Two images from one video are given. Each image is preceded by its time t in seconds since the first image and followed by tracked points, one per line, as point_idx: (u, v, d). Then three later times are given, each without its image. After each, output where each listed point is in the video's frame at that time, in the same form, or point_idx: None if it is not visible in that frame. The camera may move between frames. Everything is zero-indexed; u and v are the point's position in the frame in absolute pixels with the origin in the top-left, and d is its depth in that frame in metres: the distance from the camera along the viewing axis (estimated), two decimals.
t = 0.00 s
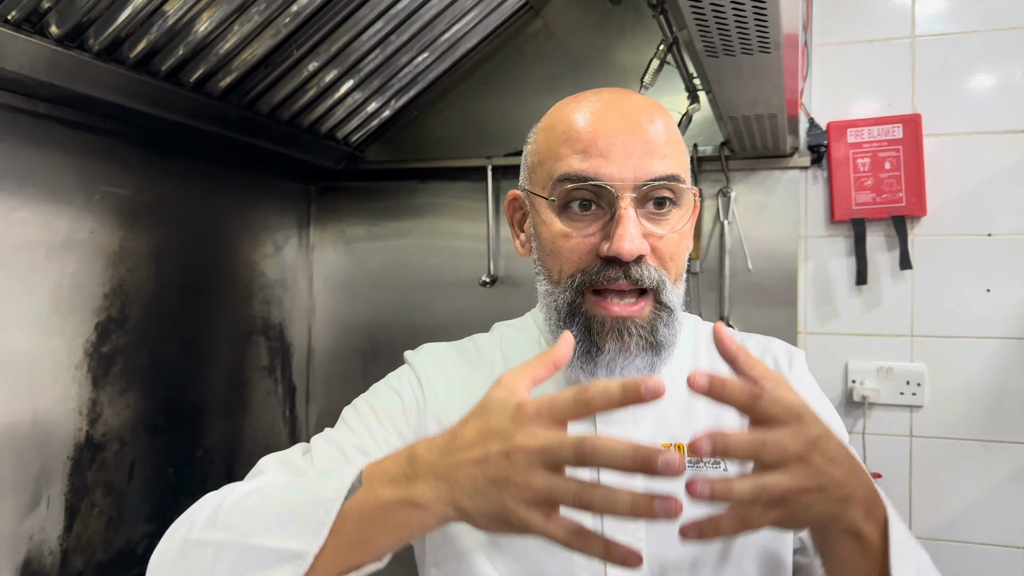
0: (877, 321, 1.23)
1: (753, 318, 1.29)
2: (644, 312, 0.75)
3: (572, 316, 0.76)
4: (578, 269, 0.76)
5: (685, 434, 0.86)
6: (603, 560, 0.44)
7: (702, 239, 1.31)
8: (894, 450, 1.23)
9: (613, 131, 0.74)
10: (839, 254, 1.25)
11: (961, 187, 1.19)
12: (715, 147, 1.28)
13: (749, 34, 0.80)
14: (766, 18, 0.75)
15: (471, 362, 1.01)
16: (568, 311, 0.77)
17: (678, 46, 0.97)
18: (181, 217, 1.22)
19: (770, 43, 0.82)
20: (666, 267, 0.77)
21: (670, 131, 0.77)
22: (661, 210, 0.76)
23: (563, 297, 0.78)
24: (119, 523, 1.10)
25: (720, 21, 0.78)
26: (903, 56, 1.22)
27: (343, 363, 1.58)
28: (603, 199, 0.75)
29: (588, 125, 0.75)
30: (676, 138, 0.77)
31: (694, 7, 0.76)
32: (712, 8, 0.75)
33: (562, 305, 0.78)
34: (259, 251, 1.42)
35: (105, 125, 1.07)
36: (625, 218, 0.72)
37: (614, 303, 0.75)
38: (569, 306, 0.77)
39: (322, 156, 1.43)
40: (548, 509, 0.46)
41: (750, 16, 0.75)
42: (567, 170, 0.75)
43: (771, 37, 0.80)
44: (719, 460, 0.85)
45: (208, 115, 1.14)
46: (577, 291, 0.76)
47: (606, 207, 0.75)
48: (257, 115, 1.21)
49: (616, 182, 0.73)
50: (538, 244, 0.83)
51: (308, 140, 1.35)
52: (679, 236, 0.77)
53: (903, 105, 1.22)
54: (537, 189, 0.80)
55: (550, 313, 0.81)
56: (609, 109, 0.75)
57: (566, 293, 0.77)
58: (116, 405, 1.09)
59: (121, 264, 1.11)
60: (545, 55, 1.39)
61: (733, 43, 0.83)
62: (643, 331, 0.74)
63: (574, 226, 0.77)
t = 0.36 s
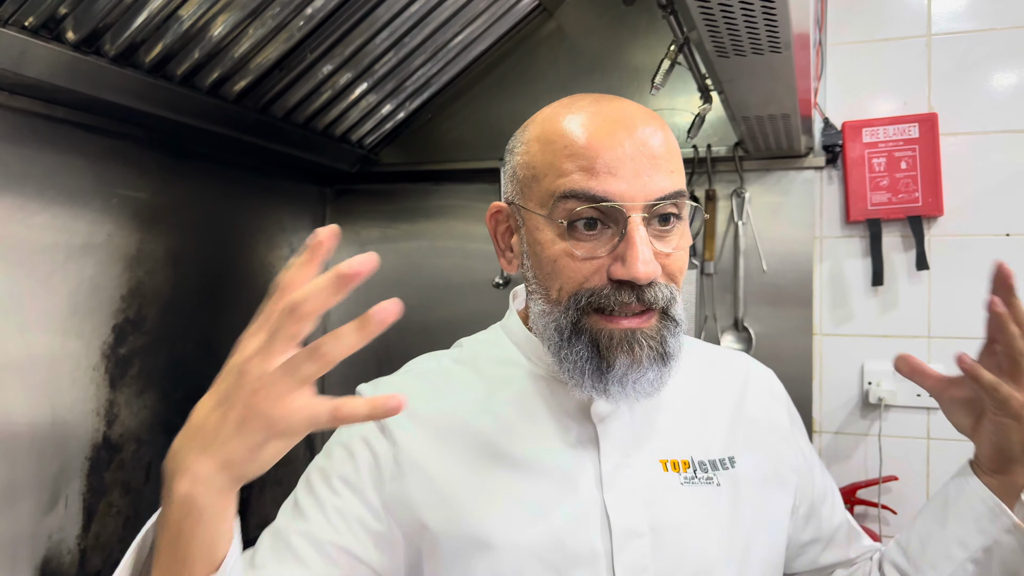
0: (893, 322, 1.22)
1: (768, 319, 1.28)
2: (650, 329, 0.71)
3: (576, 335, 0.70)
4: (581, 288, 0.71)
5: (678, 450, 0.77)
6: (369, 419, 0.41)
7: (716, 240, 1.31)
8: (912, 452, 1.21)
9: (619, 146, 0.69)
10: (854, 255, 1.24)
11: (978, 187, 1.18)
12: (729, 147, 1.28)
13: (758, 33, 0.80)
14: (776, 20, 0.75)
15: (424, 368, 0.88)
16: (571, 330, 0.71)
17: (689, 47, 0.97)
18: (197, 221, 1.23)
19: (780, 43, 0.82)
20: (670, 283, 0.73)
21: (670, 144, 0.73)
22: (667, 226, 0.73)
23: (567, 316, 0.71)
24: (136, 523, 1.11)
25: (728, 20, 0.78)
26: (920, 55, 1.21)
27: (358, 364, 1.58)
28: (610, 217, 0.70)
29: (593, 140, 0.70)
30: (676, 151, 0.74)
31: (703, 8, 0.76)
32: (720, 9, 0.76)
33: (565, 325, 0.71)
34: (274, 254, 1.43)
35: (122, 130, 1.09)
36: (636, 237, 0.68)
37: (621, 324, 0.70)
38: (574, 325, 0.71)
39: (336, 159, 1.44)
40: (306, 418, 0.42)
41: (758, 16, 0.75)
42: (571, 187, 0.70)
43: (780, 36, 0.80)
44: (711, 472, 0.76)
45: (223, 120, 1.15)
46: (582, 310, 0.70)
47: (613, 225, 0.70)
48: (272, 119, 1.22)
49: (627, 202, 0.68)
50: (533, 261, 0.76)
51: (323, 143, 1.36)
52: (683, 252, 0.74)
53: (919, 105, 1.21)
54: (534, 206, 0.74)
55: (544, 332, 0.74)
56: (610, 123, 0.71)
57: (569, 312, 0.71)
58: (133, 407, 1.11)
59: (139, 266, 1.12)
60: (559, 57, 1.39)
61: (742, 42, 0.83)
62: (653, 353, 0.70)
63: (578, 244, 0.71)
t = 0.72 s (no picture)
0: (905, 323, 1.21)
1: (778, 320, 1.27)
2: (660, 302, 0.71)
3: (595, 319, 0.69)
4: (594, 272, 0.70)
5: (674, 457, 0.78)
6: None
7: (726, 240, 1.30)
8: (923, 454, 1.20)
9: (608, 125, 0.70)
10: (865, 255, 1.23)
11: (991, 186, 1.17)
12: (738, 147, 1.27)
13: (763, 32, 0.79)
14: (779, 19, 0.75)
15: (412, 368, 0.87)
16: (589, 316, 0.69)
17: (695, 46, 0.97)
18: (207, 221, 1.23)
19: (785, 41, 0.81)
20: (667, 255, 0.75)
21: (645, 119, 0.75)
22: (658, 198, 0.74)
23: (583, 303, 0.70)
24: (147, 522, 1.11)
25: (732, 19, 0.77)
26: (931, 53, 1.20)
27: (367, 364, 1.58)
28: (613, 195, 0.69)
29: (588, 122, 0.70)
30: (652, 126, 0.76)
31: (706, 7, 0.76)
32: (725, 9, 0.76)
33: (582, 312, 0.70)
34: (284, 254, 1.43)
35: (132, 131, 1.09)
36: (643, 211, 0.68)
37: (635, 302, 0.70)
38: (591, 310, 0.69)
39: (346, 159, 1.43)
40: None
41: (762, 14, 0.75)
42: (572, 173, 0.69)
43: (785, 34, 0.79)
44: (705, 481, 0.77)
45: (232, 120, 1.15)
46: (599, 294, 0.69)
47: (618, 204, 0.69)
48: (281, 120, 1.22)
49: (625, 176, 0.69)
50: (536, 254, 0.73)
51: (332, 144, 1.36)
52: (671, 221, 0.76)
53: (930, 103, 1.20)
54: (533, 198, 0.72)
55: (553, 325, 0.72)
56: (595, 104, 0.71)
57: (586, 298, 0.70)
58: (143, 406, 1.11)
59: (149, 266, 1.13)
60: (568, 57, 1.39)
61: (748, 40, 0.83)
62: (665, 324, 0.71)
63: (588, 227, 0.69)
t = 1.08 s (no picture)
0: (906, 323, 1.20)
1: (778, 320, 1.27)
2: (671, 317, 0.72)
3: (610, 338, 0.69)
4: (609, 291, 0.69)
5: (665, 458, 0.77)
6: None
7: (726, 240, 1.30)
8: (925, 456, 1.20)
9: (625, 141, 0.68)
10: (866, 256, 1.23)
11: (993, 186, 1.16)
12: (739, 147, 1.26)
13: (757, 31, 0.79)
14: (772, 19, 0.75)
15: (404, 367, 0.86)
16: (604, 334, 0.69)
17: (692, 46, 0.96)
18: (209, 221, 1.24)
19: (780, 40, 0.81)
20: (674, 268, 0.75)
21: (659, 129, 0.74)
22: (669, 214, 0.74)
23: (597, 322, 0.69)
24: (147, 520, 1.11)
25: (725, 18, 0.77)
26: (933, 53, 1.20)
27: (368, 364, 1.58)
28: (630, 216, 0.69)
29: (606, 141, 0.68)
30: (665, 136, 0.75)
31: (698, 7, 0.76)
32: (718, 9, 0.76)
33: (596, 331, 0.69)
34: (285, 254, 1.44)
35: (133, 131, 1.10)
36: (660, 232, 0.68)
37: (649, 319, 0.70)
38: (606, 329, 0.69)
39: (347, 159, 1.43)
40: None
41: (755, 13, 0.74)
42: (589, 194, 0.68)
43: (780, 33, 0.79)
44: (697, 482, 0.77)
45: (233, 120, 1.15)
46: (614, 313, 0.69)
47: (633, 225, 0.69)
48: (282, 120, 1.23)
49: (643, 199, 0.68)
50: (545, 270, 0.73)
51: (333, 144, 1.36)
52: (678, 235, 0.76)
53: (932, 103, 1.20)
54: (545, 216, 0.71)
55: (564, 341, 0.71)
56: (610, 120, 0.69)
57: (601, 317, 0.69)
58: (143, 405, 1.11)
59: (150, 266, 1.13)
60: (569, 57, 1.38)
61: (742, 39, 0.82)
62: (676, 337, 0.72)
63: (604, 248, 0.69)
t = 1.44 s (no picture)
0: (899, 323, 1.20)
1: (771, 320, 1.27)
2: (648, 317, 0.73)
3: (587, 341, 0.70)
4: (586, 295, 0.70)
5: (651, 454, 0.77)
6: None
7: (719, 240, 1.29)
8: (917, 456, 1.20)
9: (600, 147, 0.68)
10: (859, 256, 1.23)
11: (984, 186, 1.16)
12: (731, 146, 1.26)
13: (743, 30, 0.79)
14: (757, 18, 0.75)
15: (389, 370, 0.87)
16: (581, 338, 0.69)
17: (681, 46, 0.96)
18: (201, 220, 1.23)
19: (766, 39, 0.81)
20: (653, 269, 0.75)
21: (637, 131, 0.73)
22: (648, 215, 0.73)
23: (574, 325, 0.70)
24: (139, 520, 1.11)
25: (710, 17, 0.78)
26: (925, 52, 1.20)
27: (362, 364, 1.58)
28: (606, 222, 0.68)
29: (582, 149, 0.68)
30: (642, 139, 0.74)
31: (683, 6, 0.77)
32: (703, 8, 0.76)
33: (573, 334, 0.70)
34: (279, 253, 1.43)
35: (125, 130, 1.10)
36: (637, 238, 0.68)
37: (627, 318, 0.71)
38: (583, 333, 0.70)
39: (341, 159, 1.43)
40: None
41: (740, 12, 0.75)
42: (564, 200, 0.68)
43: (765, 32, 0.79)
44: (683, 477, 0.77)
45: (226, 120, 1.15)
46: (592, 317, 0.69)
47: (610, 230, 0.69)
48: (275, 119, 1.22)
49: (620, 205, 0.68)
50: (522, 273, 0.73)
51: (327, 143, 1.36)
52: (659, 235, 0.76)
53: (925, 103, 1.19)
54: (521, 221, 0.71)
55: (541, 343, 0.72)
56: (586, 127, 0.68)
57: (578, 321, 0.70)
58: (135, 404, 1.11)
59: (141, 265, 1.13)
60: (562, 57, 1.38)
61: (728, 39, 0.83)
62: (654, 337, 0.73)
63: (580, 253, 0.69)
